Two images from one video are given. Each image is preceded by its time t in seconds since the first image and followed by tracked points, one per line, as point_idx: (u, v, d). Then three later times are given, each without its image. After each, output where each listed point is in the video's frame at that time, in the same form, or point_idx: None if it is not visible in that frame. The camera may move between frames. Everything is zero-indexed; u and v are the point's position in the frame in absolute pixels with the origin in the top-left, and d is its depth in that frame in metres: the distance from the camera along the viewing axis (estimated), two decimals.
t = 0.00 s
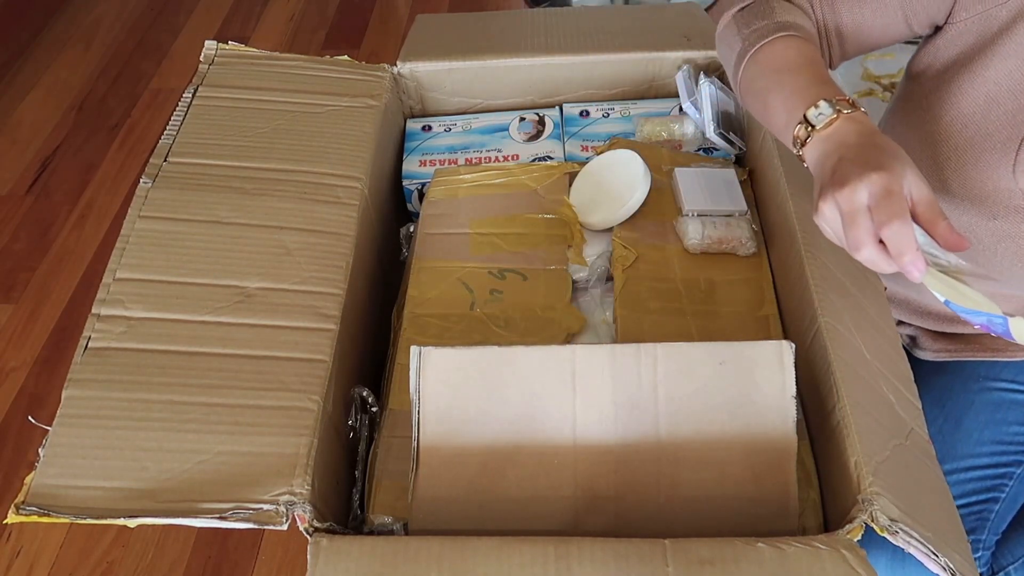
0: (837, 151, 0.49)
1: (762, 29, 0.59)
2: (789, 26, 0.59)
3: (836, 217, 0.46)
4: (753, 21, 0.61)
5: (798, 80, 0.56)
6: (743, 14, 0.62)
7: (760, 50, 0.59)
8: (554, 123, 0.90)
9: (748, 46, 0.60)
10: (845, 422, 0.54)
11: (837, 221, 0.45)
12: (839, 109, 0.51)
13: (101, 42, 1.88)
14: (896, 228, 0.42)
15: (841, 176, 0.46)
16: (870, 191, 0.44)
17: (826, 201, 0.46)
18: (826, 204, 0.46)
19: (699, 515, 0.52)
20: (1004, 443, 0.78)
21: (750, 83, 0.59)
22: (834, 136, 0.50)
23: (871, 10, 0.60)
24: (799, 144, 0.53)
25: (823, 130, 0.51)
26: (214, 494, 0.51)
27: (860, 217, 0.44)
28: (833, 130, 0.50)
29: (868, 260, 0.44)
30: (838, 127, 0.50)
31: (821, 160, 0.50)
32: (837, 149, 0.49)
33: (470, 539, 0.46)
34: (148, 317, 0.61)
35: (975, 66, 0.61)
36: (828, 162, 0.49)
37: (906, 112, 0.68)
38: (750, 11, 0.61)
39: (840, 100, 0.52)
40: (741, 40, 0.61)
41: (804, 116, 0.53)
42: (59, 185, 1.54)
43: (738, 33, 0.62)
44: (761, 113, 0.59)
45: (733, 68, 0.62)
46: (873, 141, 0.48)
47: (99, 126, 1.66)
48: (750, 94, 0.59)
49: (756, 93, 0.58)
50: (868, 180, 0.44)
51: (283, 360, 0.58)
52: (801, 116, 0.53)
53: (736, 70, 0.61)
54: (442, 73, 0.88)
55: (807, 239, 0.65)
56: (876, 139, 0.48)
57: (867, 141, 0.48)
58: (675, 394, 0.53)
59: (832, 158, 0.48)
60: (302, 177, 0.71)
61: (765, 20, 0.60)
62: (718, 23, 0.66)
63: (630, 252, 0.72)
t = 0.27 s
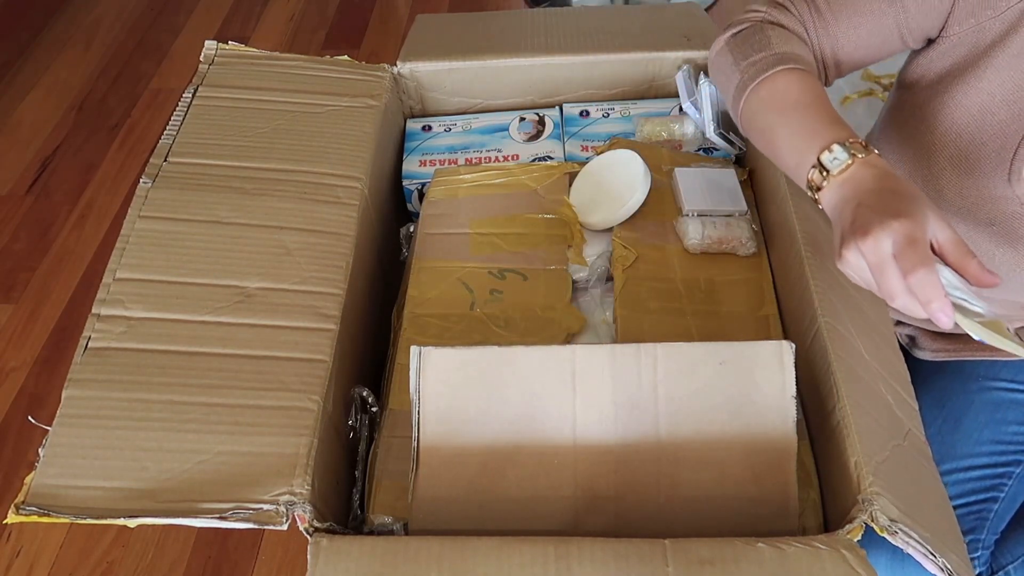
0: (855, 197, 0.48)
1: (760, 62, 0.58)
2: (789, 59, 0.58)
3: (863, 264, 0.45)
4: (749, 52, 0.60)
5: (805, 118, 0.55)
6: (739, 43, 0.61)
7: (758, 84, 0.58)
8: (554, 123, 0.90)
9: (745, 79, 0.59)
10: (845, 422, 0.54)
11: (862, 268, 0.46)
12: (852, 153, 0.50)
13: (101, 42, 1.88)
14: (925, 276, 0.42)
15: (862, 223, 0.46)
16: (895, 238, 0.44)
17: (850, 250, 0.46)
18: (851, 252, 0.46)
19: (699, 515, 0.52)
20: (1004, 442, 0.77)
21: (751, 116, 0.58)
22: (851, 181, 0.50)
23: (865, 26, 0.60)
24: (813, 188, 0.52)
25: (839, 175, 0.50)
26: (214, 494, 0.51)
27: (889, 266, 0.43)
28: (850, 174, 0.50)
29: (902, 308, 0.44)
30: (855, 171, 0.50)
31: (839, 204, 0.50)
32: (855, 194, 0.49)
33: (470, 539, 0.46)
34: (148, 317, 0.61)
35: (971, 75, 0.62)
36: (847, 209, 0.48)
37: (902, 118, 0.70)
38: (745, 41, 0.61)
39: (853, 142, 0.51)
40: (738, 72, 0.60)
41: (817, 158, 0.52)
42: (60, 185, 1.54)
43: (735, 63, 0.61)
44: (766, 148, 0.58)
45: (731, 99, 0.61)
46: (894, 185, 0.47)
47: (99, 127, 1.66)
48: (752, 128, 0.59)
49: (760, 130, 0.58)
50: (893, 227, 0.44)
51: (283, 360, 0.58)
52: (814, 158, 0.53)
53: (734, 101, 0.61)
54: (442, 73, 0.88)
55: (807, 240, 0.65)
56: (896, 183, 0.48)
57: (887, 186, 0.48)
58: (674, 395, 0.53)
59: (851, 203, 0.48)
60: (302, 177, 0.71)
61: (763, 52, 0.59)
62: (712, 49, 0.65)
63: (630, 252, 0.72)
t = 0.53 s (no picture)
0: (881, 205, 0.50)
1: (773, 68, 0.59)
2: (802, 65, 0.58)
3: (896, 269, 0.47)
4: (758, 58, 0.60)
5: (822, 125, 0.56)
6: (746, 47, 0.62)
7: (770, 90, 0.59)
8: (554, 123, 0.90)
9: (756, 84, 0.60)
10: (844, 422, 0.54)
11: (897, 272, 0.47)
12: (875, 162, 0.52)
13: (101, 42, 1.88)
14: (965, 279, 0.43)
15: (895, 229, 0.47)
16: (928, 242, 0.45)
17: (883, 255, 0.47)
18: (883, 256, 0.47)
19: (699, 515, 0.52)
20: (1003, 442, 0.77)
21: (765, 122, 0.59)
22: (875, 189, 0.51)
23: (870, 24, 0.60)
24: (833, 194, 0.54)
25: (861, 182, 0.52)
26: (215, 494, 0.51)
27: (925, 269, 0.45)
28: (872, 182, 0.51)
29: (937, 309, 0.46)
30: (877, 179, 0.51)
31: (865, 210, 0.51)
32: (881, 203, 0.50)
33: (470, 539, 0.46)
34: (148, 317, 0.61)
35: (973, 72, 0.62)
36: (872, 217, 0.50)
37: (901, 116, 0.70)
38: (753, 46, 0.61)
39: (873, 150, 0.52)
40: (748, 78, 0.60)
41: (837, 165, 0.54)
42: (59, 185, 1.54)
43: (744, 68, 0.61)
44: (782, 154, 0.59)
45: (741, 104, 0.62)
46: (919, 194, 0.49)
47: (99, 127, 1.66)
48: (767, 133, 0.59)
49: (776, 137, 0.58)
50: (928, 234, 0.45)
51: (283, 360, 0.58)
52: (833, 166, 0.54)
53: (743, 105, 0.61)
54: (442, 73, 0.88)
55: (807, 239, 0.65)
56: (921, 192, 0.49)
57: (912, 194, 0.49)
58: (674, 394, 0.53)
59: (880, 210, 0.50)
60: (302, 177, 0.71)
61: (772, 57, 0.59)
62: (718, 52, 0.65)
63: (630, 252, 0.72)
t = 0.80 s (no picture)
0: (871, 196, 0.50)
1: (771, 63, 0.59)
2: (799, 60, 0.58)
3: (885, 258, 0.47)
4: (757, 54, 0.60)
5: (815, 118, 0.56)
6: (747, 43, 0.62)
7: (767, 85, 0.59)
8: (554, 123, 0.90)
9: (754, 79, 0.60)
10: (844, 422, 0.54)
11: (887, 263, 0.47)
12: (867, 154, 0.52)
13: (101, 42, 1.88)
14: (950, 267, 0.43)
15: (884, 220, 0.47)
16: (917, 231, 0.45)
17: (873, 244, 0.47)
18: (871, 246, 0.47)
19: (699, 515, 0.52)
20: (1004, 443, 0.77)
21: (761, 117, 0.59)
22: (865, 180, 0.51)
23: (868, 22, 0.61)
24: (825, 186, 0.54)
25: (852, 175, 0.52)
26: (215, 494, 0.51)
27: (911, 256, 0.45)
28: (864, 173, 0.51)
29: (923, 299, 0.45)
30: (869, 171, 0.51)
31: (855, 202, 0.51)
32: (870, 194, 0.50)
33: (470, 539, 0.46)
34: (148, 317, 0.61)
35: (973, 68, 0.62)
36: (863, 207, 0.50)
37: (902, 114, 0.70)
38: (753, 42, 0.61)
39: (867, 143, 0.52)
40: (747, 72, 0.61)
41: (830, 157, 0.54)
42: (59, 185, 1.54)
43: (743, 64, 0.61)
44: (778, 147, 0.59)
45: (740, 99, 0.62)
46: (910, 185, 0.49)
47: (99, 126, 1.66)
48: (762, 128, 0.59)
49: (771, 130, 0.58)
50: (916, 223, 0.45)
51: (283, 360, 0.58)
52: (827, 158, 0.54)
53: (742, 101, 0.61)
54: (442, 73, 0.88)
55: (807, 239, 0.65)
56: (911, 182, 0.49)
57: (902, 186, 0.49)
58: (674, 395, 0.53)
59: (869, 201, 0.50)
60: (302, 177, 0.71)
61: (771, 52, 0.60)
62: (719, 46, 0.65)
63: (630, 252, 0.72)
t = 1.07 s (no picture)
0: (837, 142, 0.50)
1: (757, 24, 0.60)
2: (783, 22, 0.59)
3: (849, 198, 0.48)
4: (744, 15, 0.62)
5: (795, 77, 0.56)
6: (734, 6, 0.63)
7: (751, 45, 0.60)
8: (554, 123, 0.90)
9: (739, 39, 0.61)
10: (844, 422, 0.54)
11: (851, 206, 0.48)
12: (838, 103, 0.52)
13: (101, 43, 1.88)
14: (907, 199, 0.44)
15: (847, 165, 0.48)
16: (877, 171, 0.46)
17: (836, 184, 0.48)
18: (836, 186, 0.48)
19: (699, 515, 0.52)
20: (1003, 442, 0.77)
21: (744, 78, 0.60)
22: (834, 127, 0.51)
23: None
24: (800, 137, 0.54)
25: (822, 123, 0.52)
26: (215, 494, 0.51)
27: (872, 192, 0.46)
28: (832, 122, 0.52)
29: (883, 235, 0.46)
30: (838, 120, 0.51)
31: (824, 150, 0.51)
32: (837, 139, 0.51)
33: (471, 539, 0.46)
34: (149, 317, 0.61)
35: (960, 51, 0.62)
36: (830, 153, 0.50)
37: (895, 107, 0.69)
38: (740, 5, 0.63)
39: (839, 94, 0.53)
40: (732, 35, 0.62)
41: (802, 109, 0.54)
42: (59, 185, 1.54)
43: (730, 26, 0.62)
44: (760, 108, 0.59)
45: (726, 61, 0.63)
46: (874, 128, 0.49)
47: (99, 127, 1.66)
48: (745, 88, 0.60)
49: (751, 88, 0.59)
50: (875, 158, 0.46)
51: (283, 360, 0.58)
52: (799, 109, 0.54)
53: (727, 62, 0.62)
54: (442, 73, 0.88)
55: (807, 239, 0.65)
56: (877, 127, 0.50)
57: (867, 130, 0.49)
58: (674, 395, 0.53)
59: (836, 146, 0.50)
60: (302, 177, 0.71)
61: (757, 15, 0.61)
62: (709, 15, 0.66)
63: (630, 252, 0.72)
